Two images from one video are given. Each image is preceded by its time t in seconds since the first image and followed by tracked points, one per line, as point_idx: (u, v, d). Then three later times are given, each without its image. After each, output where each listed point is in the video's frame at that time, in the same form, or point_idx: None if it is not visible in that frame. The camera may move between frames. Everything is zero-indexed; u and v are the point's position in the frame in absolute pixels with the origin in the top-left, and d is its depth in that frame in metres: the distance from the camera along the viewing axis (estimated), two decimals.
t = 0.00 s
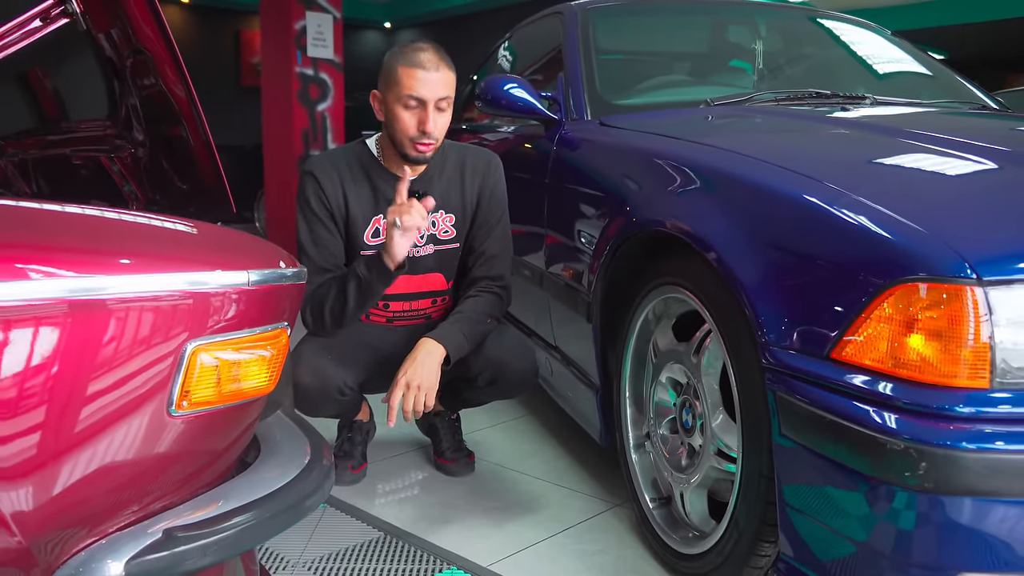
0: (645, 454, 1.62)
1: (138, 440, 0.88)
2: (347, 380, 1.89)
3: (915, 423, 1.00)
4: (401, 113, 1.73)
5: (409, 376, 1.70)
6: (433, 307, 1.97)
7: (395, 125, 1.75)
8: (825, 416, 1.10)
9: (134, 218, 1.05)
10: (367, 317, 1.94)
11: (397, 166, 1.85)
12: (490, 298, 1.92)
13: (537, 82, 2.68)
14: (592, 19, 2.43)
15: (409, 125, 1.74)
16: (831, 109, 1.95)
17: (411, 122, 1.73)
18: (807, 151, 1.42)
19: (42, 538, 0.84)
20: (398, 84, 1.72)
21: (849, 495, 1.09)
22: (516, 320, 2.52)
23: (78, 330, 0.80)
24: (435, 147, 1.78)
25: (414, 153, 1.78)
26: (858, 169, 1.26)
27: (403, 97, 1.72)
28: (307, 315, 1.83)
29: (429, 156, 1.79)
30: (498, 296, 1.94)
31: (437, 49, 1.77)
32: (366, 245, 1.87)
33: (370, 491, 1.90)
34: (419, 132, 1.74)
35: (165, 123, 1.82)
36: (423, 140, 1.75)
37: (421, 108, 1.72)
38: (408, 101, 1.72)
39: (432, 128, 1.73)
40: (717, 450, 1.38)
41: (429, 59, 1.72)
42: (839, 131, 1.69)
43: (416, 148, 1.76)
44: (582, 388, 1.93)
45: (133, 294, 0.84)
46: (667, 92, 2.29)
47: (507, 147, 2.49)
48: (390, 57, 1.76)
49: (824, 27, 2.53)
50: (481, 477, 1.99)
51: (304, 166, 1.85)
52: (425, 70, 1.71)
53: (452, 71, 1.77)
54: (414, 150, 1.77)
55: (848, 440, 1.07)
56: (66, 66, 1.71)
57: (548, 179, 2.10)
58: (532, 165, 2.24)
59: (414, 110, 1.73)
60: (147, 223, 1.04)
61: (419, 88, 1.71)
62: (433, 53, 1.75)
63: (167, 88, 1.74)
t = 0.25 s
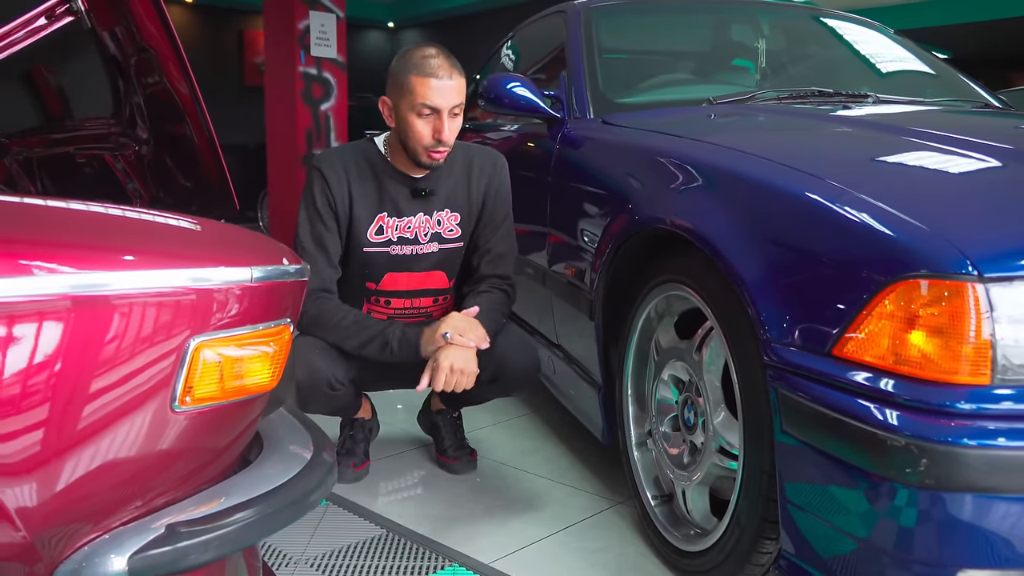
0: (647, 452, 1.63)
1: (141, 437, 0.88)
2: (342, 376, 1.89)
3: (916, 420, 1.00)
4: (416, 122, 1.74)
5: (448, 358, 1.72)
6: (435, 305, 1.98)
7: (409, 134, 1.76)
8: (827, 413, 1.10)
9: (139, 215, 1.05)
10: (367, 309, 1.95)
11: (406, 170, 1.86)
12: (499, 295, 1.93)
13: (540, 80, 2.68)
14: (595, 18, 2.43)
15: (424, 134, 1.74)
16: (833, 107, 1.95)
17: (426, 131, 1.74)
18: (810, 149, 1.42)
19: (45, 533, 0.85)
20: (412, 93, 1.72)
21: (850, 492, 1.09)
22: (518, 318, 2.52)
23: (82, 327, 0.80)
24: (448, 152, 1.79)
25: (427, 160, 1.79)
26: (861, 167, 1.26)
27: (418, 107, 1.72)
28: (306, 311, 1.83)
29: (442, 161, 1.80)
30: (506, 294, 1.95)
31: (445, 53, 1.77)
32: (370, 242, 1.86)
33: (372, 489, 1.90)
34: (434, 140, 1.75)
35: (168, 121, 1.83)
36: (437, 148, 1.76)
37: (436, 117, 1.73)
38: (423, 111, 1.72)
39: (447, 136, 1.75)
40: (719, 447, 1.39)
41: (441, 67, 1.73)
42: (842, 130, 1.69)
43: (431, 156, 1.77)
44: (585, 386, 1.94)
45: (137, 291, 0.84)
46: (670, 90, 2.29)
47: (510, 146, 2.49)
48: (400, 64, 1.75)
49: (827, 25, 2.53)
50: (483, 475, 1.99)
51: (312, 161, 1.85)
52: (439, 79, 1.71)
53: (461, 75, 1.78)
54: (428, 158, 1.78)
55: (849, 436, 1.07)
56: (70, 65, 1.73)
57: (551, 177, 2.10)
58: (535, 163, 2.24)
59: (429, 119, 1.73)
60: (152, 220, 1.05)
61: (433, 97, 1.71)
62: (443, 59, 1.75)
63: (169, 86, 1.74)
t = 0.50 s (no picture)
0: (647, 450, 1.63)
1: (140, 433, 0.88)
2: (343, 374, 1.89)
3: (915, 417, 1.00)
4: (414, 115, 1.74)
5: (444, 355, 1.72)
6: (435, 300, 1.98)
7: (407, 127, 1.76)
8: (826, 410, 1.10)
9: (139, 211, 1.05)
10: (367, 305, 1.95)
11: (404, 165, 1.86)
12: (497, 291, 1.93)
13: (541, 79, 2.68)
14: (595, 17, 2.43)
15: (422, 127, 1.75)
16: (835, 105, 1.95)
17: (423, 124, 1.74)
18: (811, 147, 1.41)
19: (43, 529, 0.85)
20: (411, 86, 1.72)
21: (849, 490, 1.09)
22: (519, 317, 2.52)
23: (83, 323, 0.80)
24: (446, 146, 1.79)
25: (425, 154, 1.79)
26: (863, 165, 1.26)
27: (416, 100, 1.73)
28: (307, 305, 1.84)
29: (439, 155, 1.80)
30: (505, 290, 1.94)
31: (444, 48, 1.78)
32: (368, 237, 1.86)
33: (372, 487, 1.90)
34: (432, 133, 1.75)
35: (168, 118, 1.83)
36: (435, 141, 1.76)
37: (434, 110, 1.73)
38: (421, 104, 1.73)
39: (445, 129, 1.75)
40: (719, 445, 1.38)
41: (439, 61, 1.73)
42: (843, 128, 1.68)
43: (428, 149, 1.77)
44: (585, 384, 1.93)
45: (137, 286, 0.84)
46: (671, 89, 2.29)
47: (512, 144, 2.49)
48: (399, 58, 1.76)
49: (829, 25, 2.52)
50: (483, 473, 1.99)
51: (311, 156, 1.86)
52: (437, 72, 1.72)
53: (460, 70, 1.78)
54: (425, 151, 1.78)
55: (849, 434, 1.07)
56: (69, 62, 1.73)
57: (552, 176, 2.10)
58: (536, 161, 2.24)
59: (426, 112, 1.74)
60: (151, 217, 1.04)
61: (431, 90, 1.72)
62: (442, 54, 1.75)
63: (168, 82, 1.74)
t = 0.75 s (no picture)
0: (649, 449, 1.62)
1: (140, 429, 0.87)
2: (345, 374, 1.89)
3: (915, 414, 1.00)
4: (408, 102, 1.75)
5: (446, 357, 1.72)
6: (435, 298, 1.97)
7: (401, 114, 1.76)
8: (826, 407, 1.09)
9: (138, 208, 1.05)
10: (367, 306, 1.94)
11: (401, 161, 1.86)
12: (499, 290, 1.92)
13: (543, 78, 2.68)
14: (597, 15, 2.42)
15: (415, 113, 1.75)
16: (837, 103, 1.94)
17: (417, 111, 1.75)
18: (812, 144, 1.41)
19: (40, 526, 0.84)
20: (406, 73, 1.75)
21: (850, 489, 1.09)
22: (521, 316, 2.52)
23: (83, 319, 0.80)
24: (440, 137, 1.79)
25: (419, 145, 1.78)
26: (865, 162, 1.26)
27: (410, 86, 1.75)
28: (307, 304, 1.84)
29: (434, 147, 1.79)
30: (506, 288, 1.94)
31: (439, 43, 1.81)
32: (366, 233, 1.86)
33: (372, 486, 1.90)
34: (425, 119, 1.75)
35: (168, 115, 1.85)
36: (428, 129, 1.76)
37: (427, 97, 1.75)
38: (414, 89, 1.74)
39: (438, 116, 1.75)
40: (719, 443, 1.38)
41: (433, 49, 1.76)
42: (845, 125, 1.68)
43: (422, 137, 1.76)
44: (586, 383, 1.93)
45: (137, 283, 0.84)
46: (672, 88, 2.28)
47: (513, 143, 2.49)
48: (394, 50, 1.79)
49: (832, 24, 2.51)
50: (484, 472, 1.99)
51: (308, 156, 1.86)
52: (431, 59, 1.74)
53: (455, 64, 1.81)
54: (419, 140, 1.77)
55: (850, 431, 1.06)
56: (68, 61, 1.71)
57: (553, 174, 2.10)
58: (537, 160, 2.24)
59: (420, 99, 1.75)
60: (151, 213, 1.04)
61: (425, 76, 1.74)
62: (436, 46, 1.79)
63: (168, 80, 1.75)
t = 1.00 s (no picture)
0: (649, 447, 1.62)
1: (140, 426, 0.87)
2: (347, 372, 1.88)
3: (916, 412, 0.99)
4: (395, 90, 1.77)
5: (438, 353, 1.71)
6: (437, 300, 1.96)
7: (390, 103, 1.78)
8: (827, 405, 1.09)
9: (137, 205, 1.04)
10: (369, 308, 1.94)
11: (398, 155, 1.86)
12: (498, 289, 1.92)
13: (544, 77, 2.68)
14: (598, 14, 2.42)
15: (400, 101, 1.76)
16: (839, 101, 1.94)
17: (402, 98, 1.76)
18: (814, 142, 1.40)
19: (38, 523, 0.83)
20: (396, 62, 1.76)
21: (851, 487, 1.08)
22: (522, 314, 2.52)
23: (83, 315, 0.80)
24: (429, 127, 1.78)
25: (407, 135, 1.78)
26: (866, 160, 1.25)
27: (397, 75, 1.76)
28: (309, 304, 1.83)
29: (423, 138, 1.78)
30: (505, 287, 1.94)
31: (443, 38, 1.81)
32: (368, 233, 1.86)
33: (373, 484, 1.90)
34: (409, 108, 1.76)
35: (167, 114, 1.80)
36: (411, 117, 1.75)
37: (414, 86, 1.75)
38: (400, 78, 1.75)
39: (421, 105, 1.75)
40: (720, 442, 1.38)
41: (427, 41, 1.76)
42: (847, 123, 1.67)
43: (408, 126, 1.76)
44: (588, 382, 1.93)
45: (137, 279, 0.84)
46: (673, 86, 2.28)
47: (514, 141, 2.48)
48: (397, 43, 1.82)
49: (833, 22, 2.51)
50: (485, 471, 1.98)
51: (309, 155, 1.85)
52: (421, 49, 1.75)
53: (454, 58, 1.80)
54: (405, 130, 1.77)
55: (851, 429, 1.06)
56: (68, 58, 1.73)
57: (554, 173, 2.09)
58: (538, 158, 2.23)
59: (407, 88, 1.76)
60: (149, 210, 1.04)
61: (412, 65, 1.75)
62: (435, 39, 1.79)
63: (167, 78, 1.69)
